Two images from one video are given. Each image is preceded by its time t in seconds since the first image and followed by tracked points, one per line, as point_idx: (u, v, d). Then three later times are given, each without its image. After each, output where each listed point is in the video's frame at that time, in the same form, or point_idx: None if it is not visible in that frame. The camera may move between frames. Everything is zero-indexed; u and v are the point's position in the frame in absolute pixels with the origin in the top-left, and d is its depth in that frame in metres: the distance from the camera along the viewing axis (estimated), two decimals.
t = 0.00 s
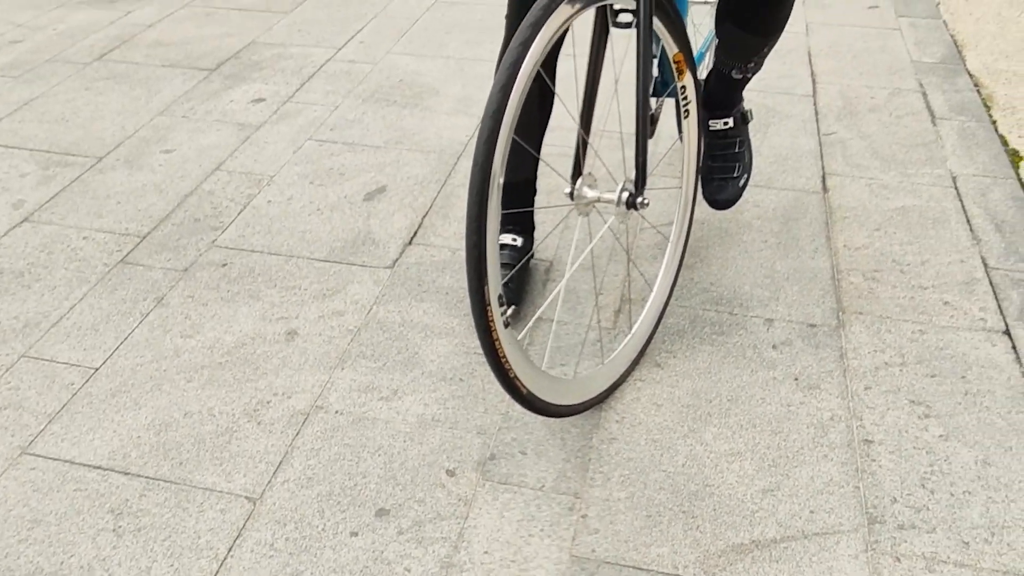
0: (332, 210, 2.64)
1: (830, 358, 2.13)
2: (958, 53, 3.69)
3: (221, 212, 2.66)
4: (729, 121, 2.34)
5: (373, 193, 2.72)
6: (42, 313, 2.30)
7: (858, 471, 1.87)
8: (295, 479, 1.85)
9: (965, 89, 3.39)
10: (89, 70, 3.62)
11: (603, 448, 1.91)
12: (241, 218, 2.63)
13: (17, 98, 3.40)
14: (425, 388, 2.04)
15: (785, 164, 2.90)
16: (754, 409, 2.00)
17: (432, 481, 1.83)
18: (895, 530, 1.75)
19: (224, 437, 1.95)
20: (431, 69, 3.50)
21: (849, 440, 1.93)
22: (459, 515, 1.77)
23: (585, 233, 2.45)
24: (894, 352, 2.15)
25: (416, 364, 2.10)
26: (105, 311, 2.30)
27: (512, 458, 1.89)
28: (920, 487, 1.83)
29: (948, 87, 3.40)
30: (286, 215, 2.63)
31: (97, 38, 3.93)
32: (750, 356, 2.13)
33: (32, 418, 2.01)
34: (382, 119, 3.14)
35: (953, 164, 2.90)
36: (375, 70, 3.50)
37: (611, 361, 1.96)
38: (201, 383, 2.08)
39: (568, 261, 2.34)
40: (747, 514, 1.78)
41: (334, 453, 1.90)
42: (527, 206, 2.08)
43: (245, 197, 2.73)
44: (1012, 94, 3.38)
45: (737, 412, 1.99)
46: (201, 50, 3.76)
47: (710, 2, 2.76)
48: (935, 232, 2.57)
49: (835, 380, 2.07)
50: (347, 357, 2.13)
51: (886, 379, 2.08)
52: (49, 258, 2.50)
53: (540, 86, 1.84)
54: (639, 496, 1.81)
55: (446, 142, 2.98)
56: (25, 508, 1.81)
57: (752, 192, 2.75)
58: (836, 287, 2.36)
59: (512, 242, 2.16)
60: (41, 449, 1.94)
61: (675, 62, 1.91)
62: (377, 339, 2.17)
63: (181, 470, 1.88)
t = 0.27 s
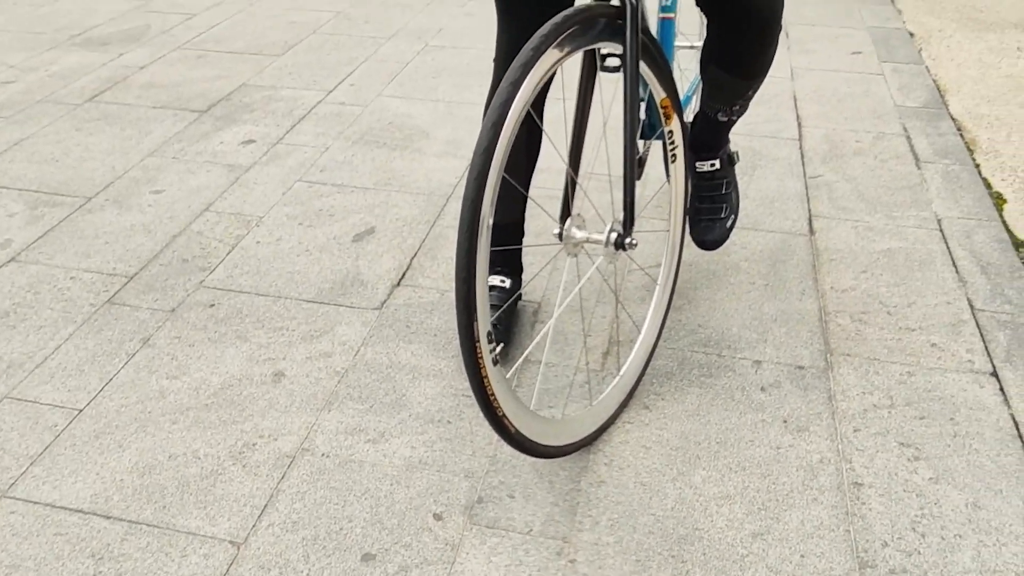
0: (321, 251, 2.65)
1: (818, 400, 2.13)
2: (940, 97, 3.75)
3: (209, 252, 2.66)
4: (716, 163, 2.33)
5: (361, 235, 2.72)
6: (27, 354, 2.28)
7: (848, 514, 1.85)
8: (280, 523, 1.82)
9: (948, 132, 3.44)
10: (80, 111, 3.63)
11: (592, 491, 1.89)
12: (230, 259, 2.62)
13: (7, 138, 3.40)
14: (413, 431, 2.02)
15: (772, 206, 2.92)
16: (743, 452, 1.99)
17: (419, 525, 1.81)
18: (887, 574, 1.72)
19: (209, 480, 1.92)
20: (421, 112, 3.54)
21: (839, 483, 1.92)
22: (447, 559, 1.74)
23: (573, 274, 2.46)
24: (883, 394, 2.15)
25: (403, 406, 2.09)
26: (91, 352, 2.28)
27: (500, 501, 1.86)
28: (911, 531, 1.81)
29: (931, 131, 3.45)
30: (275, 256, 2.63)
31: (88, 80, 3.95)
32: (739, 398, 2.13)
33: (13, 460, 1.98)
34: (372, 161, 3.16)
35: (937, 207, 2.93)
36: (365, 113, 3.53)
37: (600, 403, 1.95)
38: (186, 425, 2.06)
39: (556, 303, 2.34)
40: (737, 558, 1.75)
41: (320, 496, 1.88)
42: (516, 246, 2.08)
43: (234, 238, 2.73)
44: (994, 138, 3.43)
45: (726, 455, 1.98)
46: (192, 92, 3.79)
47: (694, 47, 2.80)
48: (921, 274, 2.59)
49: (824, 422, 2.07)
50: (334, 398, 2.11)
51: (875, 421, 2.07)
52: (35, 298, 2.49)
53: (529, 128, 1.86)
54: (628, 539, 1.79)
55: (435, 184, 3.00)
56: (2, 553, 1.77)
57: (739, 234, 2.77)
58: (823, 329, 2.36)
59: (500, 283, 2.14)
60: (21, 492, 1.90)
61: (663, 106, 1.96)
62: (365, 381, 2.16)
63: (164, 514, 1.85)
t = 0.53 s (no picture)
0: (314, 297, 2.66)
1: (808, 447, 2.15)
2: (925, 145, 3.82)
3: (202, 298, 2.67)
4: (705, 211, 2.34)
5: (355, 280, 2.74)
6: (19, 398, 2.28)
7: (839, 562, 1.85)
8: (271, 571, 1.81)
9: (933, 180, 3.50)
10: (76, 155, 3.66)
11: (584, 539, 1.89)
12: (223, 304, 2.64)
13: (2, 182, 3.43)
14: (405, 478, 2.03)
15: (761, 253, 2.96)
16: (734, 499, 2.00)
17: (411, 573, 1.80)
18: None
19: (199, 527, 1.91)
20: (414, 158, 3.58)
21: (829, 530, 1.92)
22: None
23: (565, 321, 2.48)
24: (872, 441, 2.17)
25: (396, 453, 2.10)
26: (83, 397, 2.28)
27: (492, 549, 1.86)
28: None
29: (917, 178, 3.51)
30: (268, 301, 2.65)
31: (84, 124, 3.99)
32: (729, 445, 2.14)
33: (2, 506, 1.96)
34: (366, 206, 3.19)
35: (924, 254, 2.98)
36: (358, 159, 3.57)
37: (591, 449, 1.96)
38: (178, 471, 2.06)
39: (548, 350, 2.36)
40: None
41: (311, 544, 1.87)
42: (509, 293, 2.11)
43: (228, 283, 2.74)
44: (979, 186, 3.49)
45: (717, 503, 1.99)
46: (187, 137, 3.83)
47: (683, 98, 2.85)
48: (908, 321, 2.62)
49: (814, 469, 2.08)
50: (327, 445, 2.12)
51: (864, 468, 2.09)
52: (28, 343, 2.49)
53: (523, 178, 1.89)
54: None
55: (428, 230, 3.03)
56: None
57: (729, 281, 2.80)
58: (812, 376, 2.38)
59: (492, 330, 2.16)
60: (10, 539, 1.88)
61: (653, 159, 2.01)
62: (357, 428, 2.16)
63: (154, 561, 1.83)
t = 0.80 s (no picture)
0: (306, 334, 2.66)
1: (802, 485, 2.14)
2: (914, 183, 3.86)
3: (194, 335, 2.67)
4: (698, 248, 2.35)
5: (347, 318, 2.74)
6: (7, 437, 2.26)
7: None
8: None
9: (922, 218, 3.54)
10: (69, 192, 3.67)
11: None
12: (215, 341, 2.64)
13: None
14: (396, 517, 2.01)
15: (753, 291, 2.97)
16: (728, 538, 1.98)
17: None
18: None
19: (188, 567, 1.88)
20: (407, 196, 3.60)
21: (824, 569, 1.91)
22: None
23: (558, 358, 2.48)
24: (865, 479, 2.16)
25: (387, 491, 2.08)
26: (72, 435, 2.26)
27: None
28: None
29: (906, 216, 3.54)
30: (261, 338, 2.65)
31: (79, 161, 4.01)
32: (723, 483, 2.13)
33: None
34: (359, 243, 3.20)
35: (914, 291, 2.99)
36: (352, 196, 3.59)
37: (584, 487, 1.95)
38: (166, 510, 2.03)
39: (541, 387, 2.36)
40: None
41: None
42: (503, 329, 2.11)
43: (220, 320, 2.74)
44: (968, 223, 3.52)
45: (710, 541, 1.97)
46: (182, 174, 3.85)
47: (675, 135, 2.87)
48: (899, 358, 2.63)
49: (807, 507, 2.07)
50: (318, 483, 2.10)
51: (858, 506, 2.08)
52: (17, 380, 2.48)
53: (518, 214, 1.90)
54: None
55: (421, 267, 3.04)
56: None
57: (721, 318, 2.81)
58: (805, 414, 2.38)
59: (485, 366, 2.14)
60: None
61: (646, 198, 2.04)
62: (349, 466, 2.15)
63: None
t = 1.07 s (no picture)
0: (300, 370, 2.65)
1: (797, 523, 2.12)
2: (906, 217, 3.88)
3: (187, 370, 2.66)
4: (692, 283, 2.34)
5: (341, 353, 2.74)
6: None
7: None
8: None
9: (915, 251, 3.55)
10: (64, 226, 3.68)
11: None
12: (207, 376, 2.63)
13: None
14: (388, 557, 1.99)
15: (747, 325, 2.98)
16: None
17: None
18: None
19: None
20: (402, 230, 3.61)
21: None
22: None
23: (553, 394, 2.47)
24: (861, 516, 2.15)
25: (380, 530, 2.06)
26: (62, 474, 2.24)
27: None
28: None
29: (899, 250, 3.55)
30: (254, 374, 2.64)
31: (74, 195, 4.02)
32: (718, 522, 2.12)
33: None
34: (353, 278, 3.21)
35: (908, 325, 3.00)
36: (347, 230, 3.60)
37: (578, 526, 1.94)
38: (156, 549, 2.01)
39: (535, 424, 2.35)
40: None
41: None
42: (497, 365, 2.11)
43: (213, 356, 2.73)
44: (960, 257, 3.53)
45: None
46: (177, 208, 3.85)
47: (668, 171, 2.88)
48: (894, 393, 2.63)
49: (803, 546, 2.06)
50: (310, 522, 2.08)
51: (853, 545, 2.06)
52: (7, 417, 2.46)
53: (513, 252, 1.90)
54: None
55: (415, 302, 3.04)
56: None
57: (715, 353, 2.81)
58: (800, 450, 2.37)
59: (479, 404, 2.13)
60: None
61: (640, 236, 2.05)
62: (341, 504, 2.13)
63: None
